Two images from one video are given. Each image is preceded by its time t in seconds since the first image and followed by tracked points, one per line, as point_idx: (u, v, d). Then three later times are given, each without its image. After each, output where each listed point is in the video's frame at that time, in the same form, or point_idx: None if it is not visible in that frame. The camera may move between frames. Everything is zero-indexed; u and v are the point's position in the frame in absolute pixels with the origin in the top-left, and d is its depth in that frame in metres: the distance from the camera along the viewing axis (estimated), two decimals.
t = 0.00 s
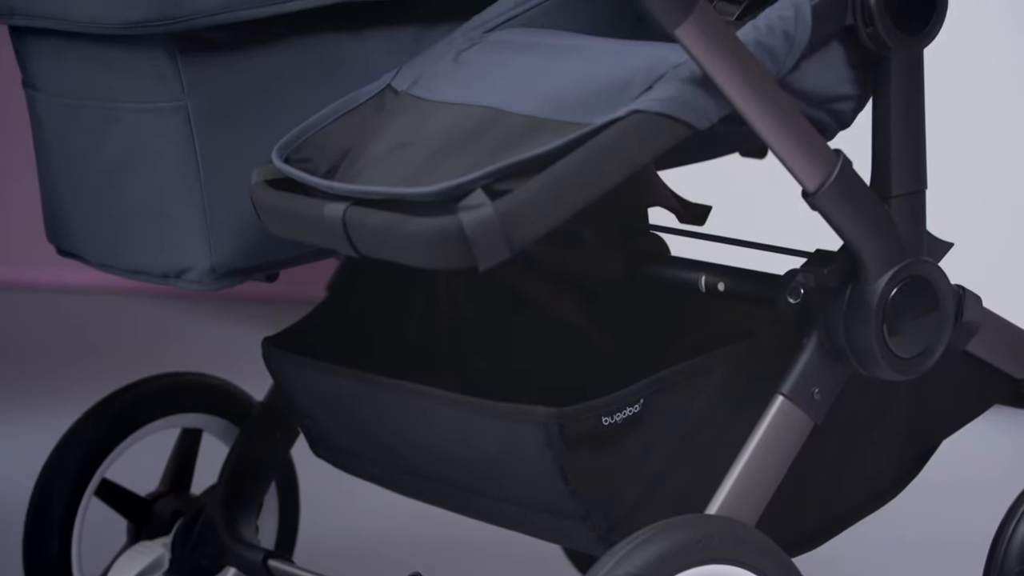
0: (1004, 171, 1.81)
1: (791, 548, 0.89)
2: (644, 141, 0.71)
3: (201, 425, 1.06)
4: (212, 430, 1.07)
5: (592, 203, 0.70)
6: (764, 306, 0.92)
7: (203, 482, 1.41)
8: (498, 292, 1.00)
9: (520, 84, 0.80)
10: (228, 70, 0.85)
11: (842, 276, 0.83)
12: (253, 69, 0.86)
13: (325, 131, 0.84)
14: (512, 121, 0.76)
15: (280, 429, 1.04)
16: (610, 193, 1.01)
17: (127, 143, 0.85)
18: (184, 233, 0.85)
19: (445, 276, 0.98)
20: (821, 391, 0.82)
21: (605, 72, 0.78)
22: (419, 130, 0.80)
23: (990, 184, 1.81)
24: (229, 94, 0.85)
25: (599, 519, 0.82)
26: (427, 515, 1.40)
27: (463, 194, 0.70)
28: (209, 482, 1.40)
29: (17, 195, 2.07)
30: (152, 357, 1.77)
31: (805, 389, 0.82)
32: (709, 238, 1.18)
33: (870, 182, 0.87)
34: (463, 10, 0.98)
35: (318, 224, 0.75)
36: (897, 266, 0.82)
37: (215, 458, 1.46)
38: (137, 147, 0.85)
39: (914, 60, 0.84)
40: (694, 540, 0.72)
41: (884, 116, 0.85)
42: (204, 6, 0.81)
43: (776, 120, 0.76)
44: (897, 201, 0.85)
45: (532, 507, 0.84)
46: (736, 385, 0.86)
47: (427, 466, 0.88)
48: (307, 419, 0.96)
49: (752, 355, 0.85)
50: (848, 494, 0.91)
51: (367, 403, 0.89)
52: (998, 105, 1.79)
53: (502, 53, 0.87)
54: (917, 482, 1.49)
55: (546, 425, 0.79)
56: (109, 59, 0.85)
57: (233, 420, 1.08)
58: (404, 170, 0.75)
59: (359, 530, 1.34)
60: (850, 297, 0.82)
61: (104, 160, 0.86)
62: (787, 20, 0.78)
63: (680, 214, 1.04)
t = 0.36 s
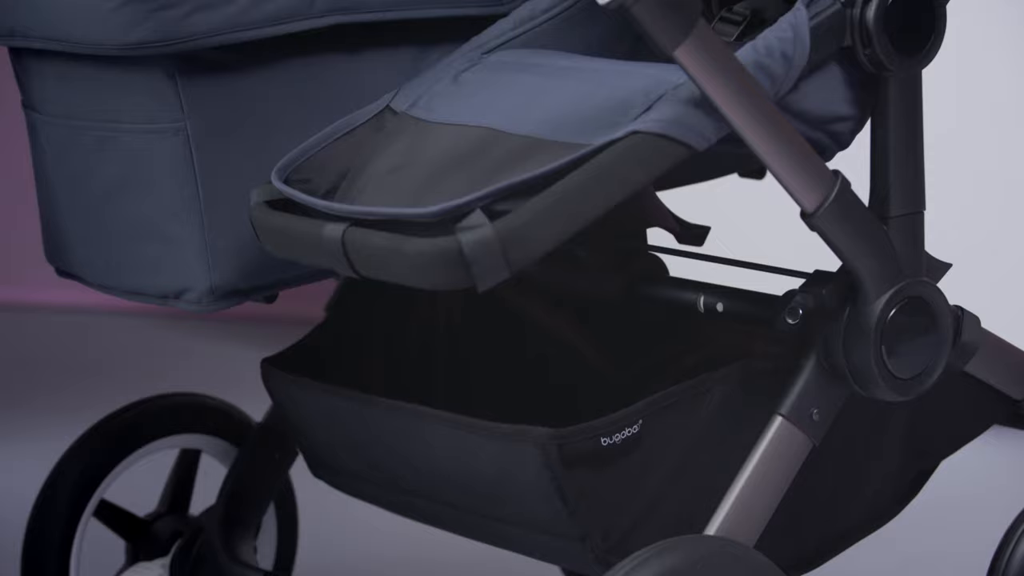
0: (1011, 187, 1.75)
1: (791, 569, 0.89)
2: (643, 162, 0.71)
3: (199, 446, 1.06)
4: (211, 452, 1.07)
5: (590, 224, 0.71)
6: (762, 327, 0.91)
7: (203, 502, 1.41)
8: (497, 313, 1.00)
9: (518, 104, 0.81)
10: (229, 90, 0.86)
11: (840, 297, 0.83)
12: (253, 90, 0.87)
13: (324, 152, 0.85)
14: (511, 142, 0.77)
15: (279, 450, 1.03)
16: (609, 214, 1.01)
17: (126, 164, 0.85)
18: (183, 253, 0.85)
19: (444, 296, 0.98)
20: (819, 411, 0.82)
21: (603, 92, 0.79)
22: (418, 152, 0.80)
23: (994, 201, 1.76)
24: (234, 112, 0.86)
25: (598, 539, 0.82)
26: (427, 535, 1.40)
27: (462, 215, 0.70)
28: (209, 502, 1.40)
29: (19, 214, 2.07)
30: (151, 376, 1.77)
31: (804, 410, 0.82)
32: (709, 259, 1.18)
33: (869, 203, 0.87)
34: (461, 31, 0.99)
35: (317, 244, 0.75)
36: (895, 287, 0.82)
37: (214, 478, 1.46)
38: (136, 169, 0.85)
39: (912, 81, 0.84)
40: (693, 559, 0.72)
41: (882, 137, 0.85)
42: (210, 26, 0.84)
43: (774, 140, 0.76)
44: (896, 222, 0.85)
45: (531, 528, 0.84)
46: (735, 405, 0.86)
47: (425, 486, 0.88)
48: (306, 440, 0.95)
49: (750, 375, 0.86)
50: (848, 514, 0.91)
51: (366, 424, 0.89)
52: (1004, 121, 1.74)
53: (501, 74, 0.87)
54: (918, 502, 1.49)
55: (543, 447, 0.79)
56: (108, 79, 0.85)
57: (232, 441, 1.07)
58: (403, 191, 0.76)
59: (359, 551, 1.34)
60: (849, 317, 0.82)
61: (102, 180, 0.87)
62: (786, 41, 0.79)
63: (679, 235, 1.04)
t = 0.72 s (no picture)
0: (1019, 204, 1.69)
1: None
2: (643, 182, 0.71)
3: (199, 466, 1.06)
4: (210, 472, 1.07)
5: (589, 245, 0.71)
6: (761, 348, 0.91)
7: (201, 521, 1.41)
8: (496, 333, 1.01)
9: (517, 125, 0.81)
10: (229, 111, 0.87)
11: (839, 317, 0.83)
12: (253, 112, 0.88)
13: (323, 173, 0.85)
14: (511, 162, 0.77)
15: (278, 470, 1.03)
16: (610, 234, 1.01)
17: (125, 186, 0.86)
18: (182, 274, 0.86)
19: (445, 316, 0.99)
20: (818, 431, 0.82)
21: (602, 112, 0.79)
22: (417, 173, 0.80)
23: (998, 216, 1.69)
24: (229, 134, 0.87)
25: (598, 559, 0.82)
26: (425, 554, 1.39)
27: (462, 236, 0.70)
28: (208, 521, 1.39)
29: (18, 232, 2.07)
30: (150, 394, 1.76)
31: (804, 431, 0.82)
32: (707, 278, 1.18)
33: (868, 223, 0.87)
34: (461, 52, 1.00)
35: (316, 265, 0.75)
36: (894, 307, 0.82)
37: (213, 497, 1.45)
38: (136, 190, 0.86)
39: (911, 101, 0.85)
40: None
41: (880, 157, 0.86)
42: (206, 48, 0.84)
43: (771, 161, 0.75)
44: (894, 242, 0.85)
45: (531, 548, 0.84)
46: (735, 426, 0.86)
47: (424, 507, 0.88)
48: (305, 461, 0.95)
49: (750, 396, 0.86)
50: (848, 534, 0.90)
51: (366, 445, 0.88)
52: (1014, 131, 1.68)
53: (501, 95, 0.87)
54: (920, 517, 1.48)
55: (544, 467, 0.79)
56: (109, 100, 0.86)
57: (231, 461, 1.07)
58: (402, 212, 0.76)
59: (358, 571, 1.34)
60: (848, 338, 0.82)
61: (102, 200, 0.87)
62: (785, 61, 0.79)
63: (678, 256, 1.04)
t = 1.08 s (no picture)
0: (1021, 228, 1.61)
1: None
2: (641, 204, 0.71)
3: (199, 486, 1.06)
4: (210, 493, 1.07)
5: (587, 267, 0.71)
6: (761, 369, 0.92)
7: (201, 541, 1.41)
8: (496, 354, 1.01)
9: (515, 147, 0.81)
10: (228, 131, 0.87)
11: (838, 338, 0.83)
12: (252, 133, 0.88)
13: (322, 195, 0.85)
14: (510, 184, 0.77)
15: (278, 491, 1.03)
16: (609, 255, 1.02)
17: (125, 207, 0.87)
18: (184, 295, 0.86)
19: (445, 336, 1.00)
20: (816, 452, 0.82)
21: (601, 134, 0.79)
22: (417, 194, 0.80)
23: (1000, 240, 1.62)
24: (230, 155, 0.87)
25: None
26: None
27: (461, 257, 0.71)
28: (208, 542, 1.39)
29: (19, 254, 2.07)
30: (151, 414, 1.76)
31: (803, 451, 0.82)
32: (706, 300, 1.18)
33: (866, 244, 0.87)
34: (460, 74, 1.00)
35: (316, 286, 0.76)
36: (893, 328, 0.82)
37: (212, 517, 1.45)
38: (135, 211, 0.86)
39: (910, 123, 0.85)
40: None
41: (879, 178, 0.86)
42: (206, 70, 0.85)
43: (769, 183, 0.75)
44: (893, 263, 0.85)
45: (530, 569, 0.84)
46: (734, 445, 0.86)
47: (424, 528, 0.88)
48: (304, 481, 0.95)
49: (748, 416, 0.86)
50: (848, 554, 0.90)
51: (364, 465, 0.88)
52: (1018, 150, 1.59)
53: (501, 116, 0.87)
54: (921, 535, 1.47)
55: (543, 487, 0.79)
56: (106, 121, 0.87)
57: (231, 482, 1.07)
58: (402, 233, 0.76)
59: None
60: (847, 359, 0.82)
61: (101, 221, 0.88)
62: (784, 83, 0.79)
63: (677, 276, 1.04)
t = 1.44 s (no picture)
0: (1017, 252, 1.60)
1: None
2: (640, 225, 0.71)
3: (198, 507, 1.06)
4: (209, 513, 1.07)
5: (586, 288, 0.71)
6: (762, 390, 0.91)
7: (201, 560, 1.41)
8: (494, 373, 1.03)
9: (515, 169, 0.82)
10: (229, 151, 0.88)
11: (837, 360, 0.83)
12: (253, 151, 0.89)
13: (321, 217, 0.85)
14: (509, 205, 0.77)
15: (278, 512, 1.03)
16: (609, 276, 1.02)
17: (125, 227, 0.88)
18: (184, 317, 0.87)
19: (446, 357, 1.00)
20: (816, 474, 0.82)
21: (600, 155, 0.80)
22: (416, 215, 0.80)
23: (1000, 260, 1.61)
24: (230, 173, 0.88)
25: None
26: None
27: (461, 278, 0.71)
28: (207, 561, 1.39)
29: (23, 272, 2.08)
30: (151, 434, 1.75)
31: (802, 472, 0.82)
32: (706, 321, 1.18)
33: (866, 265, 0.88)
34: (459, 96, 1.01)
35: (315, 307, 0.76)
36: (891, 350, 0.82)
37: (212, 536, 1.45)
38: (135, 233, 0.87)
39: (909, 145, 0.85)
40: None
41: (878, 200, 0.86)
42: (207, 91, 0.86)
43: (768, 205, 0.75)
44: (892, 285, 0.85)
45: None
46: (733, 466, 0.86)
47: (423, 549, 0.88)
48: (303, 501, 0.95)
49: (748, 437, 0.86)
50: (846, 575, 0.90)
51: (364, 486, 0.89)
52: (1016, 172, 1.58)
53: (501, 137, 0.88)
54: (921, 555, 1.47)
55: (543, 508, 0.79)
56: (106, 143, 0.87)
57: (230, 503, 1.07)
58: (401, 254, 0.76)
59: None
60: (845, 380, 0.82)
61: (101, 242, 0.88)
62: (783, 104, 0.79)
63: (677, 297, 1.04)
